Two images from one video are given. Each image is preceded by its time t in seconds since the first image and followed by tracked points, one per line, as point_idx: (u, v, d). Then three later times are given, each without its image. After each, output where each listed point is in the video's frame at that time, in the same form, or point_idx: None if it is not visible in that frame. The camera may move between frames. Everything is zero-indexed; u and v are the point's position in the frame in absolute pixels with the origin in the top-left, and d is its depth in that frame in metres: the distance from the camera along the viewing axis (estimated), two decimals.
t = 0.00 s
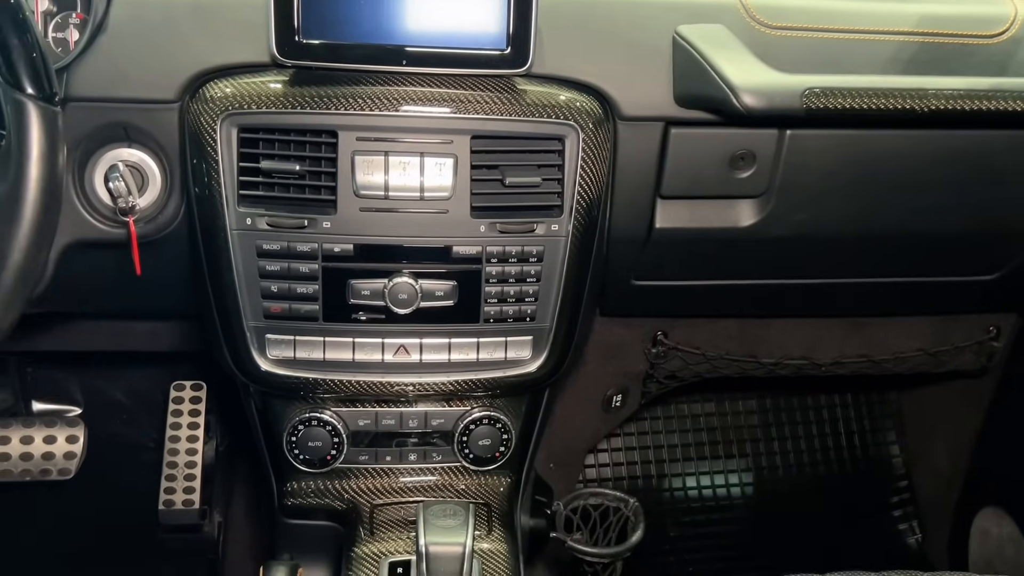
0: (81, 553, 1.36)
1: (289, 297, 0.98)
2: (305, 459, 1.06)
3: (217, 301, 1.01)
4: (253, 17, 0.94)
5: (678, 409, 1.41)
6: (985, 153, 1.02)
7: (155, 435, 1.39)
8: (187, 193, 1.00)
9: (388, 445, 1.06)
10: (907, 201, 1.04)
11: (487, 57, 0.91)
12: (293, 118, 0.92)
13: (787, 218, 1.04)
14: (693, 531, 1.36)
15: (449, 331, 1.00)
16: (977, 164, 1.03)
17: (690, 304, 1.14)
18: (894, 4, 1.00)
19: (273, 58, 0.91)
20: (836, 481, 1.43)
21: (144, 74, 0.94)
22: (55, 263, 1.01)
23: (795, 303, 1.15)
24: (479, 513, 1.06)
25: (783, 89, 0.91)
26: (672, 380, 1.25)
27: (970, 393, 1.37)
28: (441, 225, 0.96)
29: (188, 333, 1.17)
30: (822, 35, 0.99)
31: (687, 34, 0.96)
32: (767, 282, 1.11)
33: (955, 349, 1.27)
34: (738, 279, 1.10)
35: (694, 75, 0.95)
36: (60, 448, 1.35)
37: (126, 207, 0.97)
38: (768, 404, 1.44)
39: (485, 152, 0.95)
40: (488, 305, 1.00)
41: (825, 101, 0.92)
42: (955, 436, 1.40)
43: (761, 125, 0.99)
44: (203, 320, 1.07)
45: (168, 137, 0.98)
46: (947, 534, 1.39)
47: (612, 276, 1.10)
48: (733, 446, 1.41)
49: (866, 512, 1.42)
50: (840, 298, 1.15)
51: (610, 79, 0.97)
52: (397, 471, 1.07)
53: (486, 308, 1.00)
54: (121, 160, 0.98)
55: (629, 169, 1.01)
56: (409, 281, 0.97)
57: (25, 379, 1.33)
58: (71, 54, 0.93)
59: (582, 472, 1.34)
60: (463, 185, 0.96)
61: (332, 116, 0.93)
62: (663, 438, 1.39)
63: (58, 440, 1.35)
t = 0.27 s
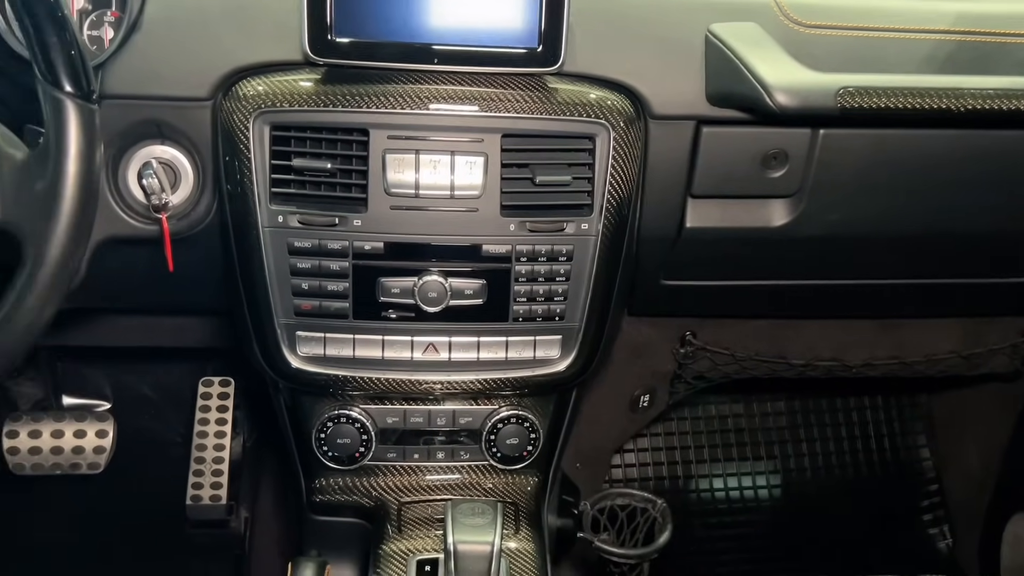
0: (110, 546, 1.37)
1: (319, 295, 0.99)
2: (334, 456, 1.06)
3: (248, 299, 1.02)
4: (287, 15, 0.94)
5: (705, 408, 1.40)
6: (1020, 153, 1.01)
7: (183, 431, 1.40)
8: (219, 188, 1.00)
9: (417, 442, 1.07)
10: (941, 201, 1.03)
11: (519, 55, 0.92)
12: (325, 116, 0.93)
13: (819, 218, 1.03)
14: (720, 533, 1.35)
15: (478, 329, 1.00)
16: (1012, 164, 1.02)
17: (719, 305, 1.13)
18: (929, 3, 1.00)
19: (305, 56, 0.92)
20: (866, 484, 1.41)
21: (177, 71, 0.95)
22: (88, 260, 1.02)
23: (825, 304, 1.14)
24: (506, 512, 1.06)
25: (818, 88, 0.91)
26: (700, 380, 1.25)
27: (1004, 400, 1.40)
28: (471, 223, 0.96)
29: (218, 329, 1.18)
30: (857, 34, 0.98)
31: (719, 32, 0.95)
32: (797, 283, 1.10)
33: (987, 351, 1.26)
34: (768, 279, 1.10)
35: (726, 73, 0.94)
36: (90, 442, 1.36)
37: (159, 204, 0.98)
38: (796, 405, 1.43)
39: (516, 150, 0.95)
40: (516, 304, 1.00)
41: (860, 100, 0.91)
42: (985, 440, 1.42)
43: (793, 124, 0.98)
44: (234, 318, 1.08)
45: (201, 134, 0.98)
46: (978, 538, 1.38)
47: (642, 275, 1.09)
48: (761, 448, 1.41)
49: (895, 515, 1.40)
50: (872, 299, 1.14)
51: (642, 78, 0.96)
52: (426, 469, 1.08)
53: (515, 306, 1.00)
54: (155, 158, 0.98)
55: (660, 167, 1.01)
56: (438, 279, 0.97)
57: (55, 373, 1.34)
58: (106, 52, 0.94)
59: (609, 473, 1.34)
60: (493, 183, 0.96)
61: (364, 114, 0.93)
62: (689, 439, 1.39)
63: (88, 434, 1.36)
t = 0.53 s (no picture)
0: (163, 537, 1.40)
1: (376, 292, 1.00)
2: (388, 450, 1.08)
3: (306, 295, 1.03)
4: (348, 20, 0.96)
5: (751, 411, 1.40)
6: None
7: (234, 424, 1.44)
8: (280, 185, 1.02)
9: (468, 438, 1.08)
10: (997, 204, 1.03)
11: (576, 56, 0.93)
12: (384, 116, 0.95)
13: (874, 220, 1.03)
14: (767, 535, 1.36)
15: (531, 328, 1.01)
16: None
17: (770, 308, 1.13)
18: (988, 4, 0.99)
19: (367, 59, 0.94)
20: (913, 488, 1.41)
21: (239, 72, 0.97)
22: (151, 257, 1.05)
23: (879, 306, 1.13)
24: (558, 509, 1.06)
25: (877, 89, 0.92)
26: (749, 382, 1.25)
27: None
28: (526, 223, 0.97)
29: (274, 324, 1.20)
30: (916, 35, 0.98)
31: (777, 34, 0.96)
32: (851, 284, 1.09)
33: None
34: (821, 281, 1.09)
35: (785, 75, 0.95)
36: (145, 434, 1.42)
37: (222, 202, 1.00)
38: (844, 408, 1.42)
39: (572, 151, 0.97)
40: (570, 303, 1.01)
41: (920, 102, 0.92)
42: None
43: (850, 125, 0.99)
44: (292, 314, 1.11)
45: (263, 133, 0.99)
46: None
47: (693, 275, 1.09)
48: (807, 450, 1.40)
49: (943, 520, 1.39)
50: (926, 301, 1.12)
51: (698, 78, 0.97)
52: (477, 465, 1.09)
53: (568, 305, 1.01)
54: (218, 156, 1.00)
55: (714, 168, 1.01)
56: (492, 277, 0.99)
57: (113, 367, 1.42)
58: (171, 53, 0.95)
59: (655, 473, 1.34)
60: (548, 183, 0.97)
61: (423, 114, 0.95)
62: (735, 440, 1.39)
63: (143, 427, 1.42)
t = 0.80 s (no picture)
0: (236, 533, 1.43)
1: (459, 298, 1.01)
2: (465, 454, 1.10)
3: (390, 302, 1.05)
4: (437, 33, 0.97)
5: (820, 421, 1.39)
6: None
7: (305, 424, 1.46)
8: (365, 192, 1.04)
9: (544, 444, 1.09)
10: None
11: (662, 66, 0.94)
12: (470, 125, 0.96)
13: (961, 231, 1.02)
14: (837, 547, 1.34)
15: (611, 336, 1.02)
16: None
17: (847, 318, 1.14)
18: None
19: (454, 70, 0.96)
20: (988, 502, 1.38)
21: (330, 81, 0.99)
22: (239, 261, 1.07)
23: (960, 318, 1.12)
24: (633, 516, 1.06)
25: (968, 102, 0.91)
26: (822, 393, 1.26)
27: None
28: (608, 232, 0.98)
29: (352, 326, 1.23)
30: (1008, 45, 0.97)
31: (864, 45, 0.95)
32: (934, 296, 1.08)
33: None
34: (903, 293, 1.08)
35: (874, 85, 0.94)
36: (220, 432, 1.43)
37: (310, 209, 1.02)
38: (916, 419, 1.41)
39: (655, 160, 0.97)
40: (650, 312, 1.01)
41: (1012, 114, 0.92)
42: None
43: (939, 138, 0.98)
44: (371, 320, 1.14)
45: (350, 141, 1.02)
46: None
47: (773, 285, 1.10)
48: (878, 461, 1.39)
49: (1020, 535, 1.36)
50: (1009, 313, 1.12)
51: (783, 88, 0.97)
52: (553, 471, 1.09)
53: (648, 314, 1.01)
54: (307, 163, 1.03)
55: (797, 178, 1.01)
56: (572, 285, 0.99)
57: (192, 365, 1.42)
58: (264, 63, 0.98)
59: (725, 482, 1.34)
60: (630, 193, 0.97)
61: (510, 124, 0.96)
62: (805, 450, 1.38)
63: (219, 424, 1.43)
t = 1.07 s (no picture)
0: (305, 532, 1.42)
1: (548, 303, 1.01)
2: (548, 458, 1.10)
3: (479, 306, 1.06)
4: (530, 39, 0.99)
5: (896, 432, 1.37)
6: None
7: (374, 423, 1.47)
8: (456, 196, 1.04)
9: (626, 450, 1.09)
10: None
11: (760, 73, 0.93)
12: (563, 131, 0.96)
13: None
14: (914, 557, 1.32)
15: (700, 344, 1.01)
16: None
17: (933, 329, 1.12)
18: None
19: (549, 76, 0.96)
20: None
21: (424, 86, 1.00)
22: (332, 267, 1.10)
23: None
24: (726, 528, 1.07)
25: None
26: (902, 404, 1.24)
27: None
28: (700, 239, 0.98)
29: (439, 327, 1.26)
30: None
31: (965, 54, 0.95)
32: None
33: None
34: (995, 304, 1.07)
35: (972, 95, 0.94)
36: (295, 429, 1.45)
37: (404, 213, 1.04)
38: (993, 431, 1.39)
39: (750, 168, 0.96)
40: (740, 320, 1.00)
41: None
42: None
43: None
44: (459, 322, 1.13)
45: (443, 145, 1.03)
46: None
47: (861, 296, 1.08)
48: (953, 474, 1.37)
49: None
50: None
51: (881, 96, 0.96)
52: (631, 477, 1.09)
53: (738, 322, 1.01)
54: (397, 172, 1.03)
55: (891, 187, 1.00)
56: (662, 291, 0.99)
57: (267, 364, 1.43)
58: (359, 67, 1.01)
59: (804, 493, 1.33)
60: (724, 201, 0.97)
61: (603, 131, 0.96)
62: (879, 460, 1.36)
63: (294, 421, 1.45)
